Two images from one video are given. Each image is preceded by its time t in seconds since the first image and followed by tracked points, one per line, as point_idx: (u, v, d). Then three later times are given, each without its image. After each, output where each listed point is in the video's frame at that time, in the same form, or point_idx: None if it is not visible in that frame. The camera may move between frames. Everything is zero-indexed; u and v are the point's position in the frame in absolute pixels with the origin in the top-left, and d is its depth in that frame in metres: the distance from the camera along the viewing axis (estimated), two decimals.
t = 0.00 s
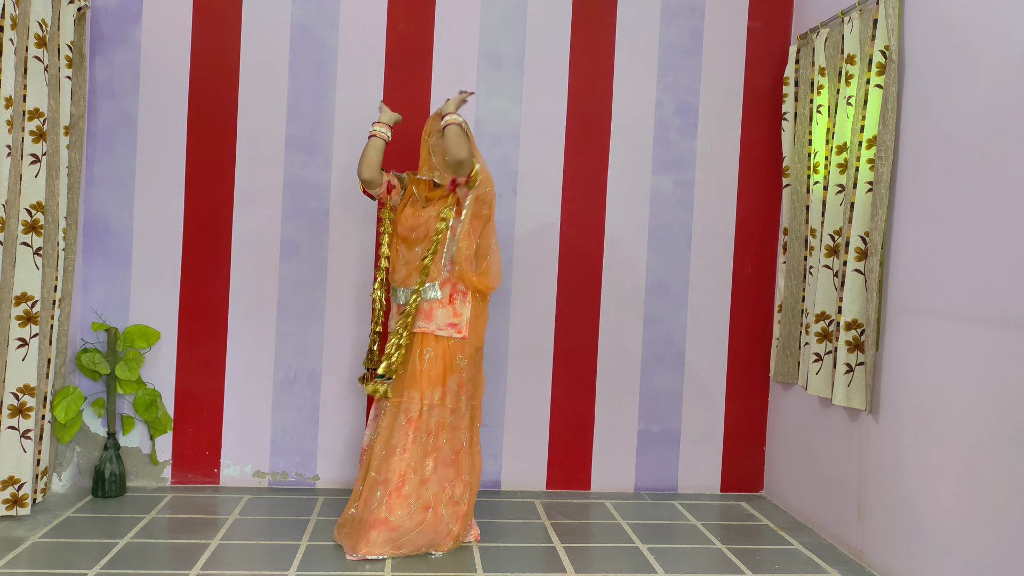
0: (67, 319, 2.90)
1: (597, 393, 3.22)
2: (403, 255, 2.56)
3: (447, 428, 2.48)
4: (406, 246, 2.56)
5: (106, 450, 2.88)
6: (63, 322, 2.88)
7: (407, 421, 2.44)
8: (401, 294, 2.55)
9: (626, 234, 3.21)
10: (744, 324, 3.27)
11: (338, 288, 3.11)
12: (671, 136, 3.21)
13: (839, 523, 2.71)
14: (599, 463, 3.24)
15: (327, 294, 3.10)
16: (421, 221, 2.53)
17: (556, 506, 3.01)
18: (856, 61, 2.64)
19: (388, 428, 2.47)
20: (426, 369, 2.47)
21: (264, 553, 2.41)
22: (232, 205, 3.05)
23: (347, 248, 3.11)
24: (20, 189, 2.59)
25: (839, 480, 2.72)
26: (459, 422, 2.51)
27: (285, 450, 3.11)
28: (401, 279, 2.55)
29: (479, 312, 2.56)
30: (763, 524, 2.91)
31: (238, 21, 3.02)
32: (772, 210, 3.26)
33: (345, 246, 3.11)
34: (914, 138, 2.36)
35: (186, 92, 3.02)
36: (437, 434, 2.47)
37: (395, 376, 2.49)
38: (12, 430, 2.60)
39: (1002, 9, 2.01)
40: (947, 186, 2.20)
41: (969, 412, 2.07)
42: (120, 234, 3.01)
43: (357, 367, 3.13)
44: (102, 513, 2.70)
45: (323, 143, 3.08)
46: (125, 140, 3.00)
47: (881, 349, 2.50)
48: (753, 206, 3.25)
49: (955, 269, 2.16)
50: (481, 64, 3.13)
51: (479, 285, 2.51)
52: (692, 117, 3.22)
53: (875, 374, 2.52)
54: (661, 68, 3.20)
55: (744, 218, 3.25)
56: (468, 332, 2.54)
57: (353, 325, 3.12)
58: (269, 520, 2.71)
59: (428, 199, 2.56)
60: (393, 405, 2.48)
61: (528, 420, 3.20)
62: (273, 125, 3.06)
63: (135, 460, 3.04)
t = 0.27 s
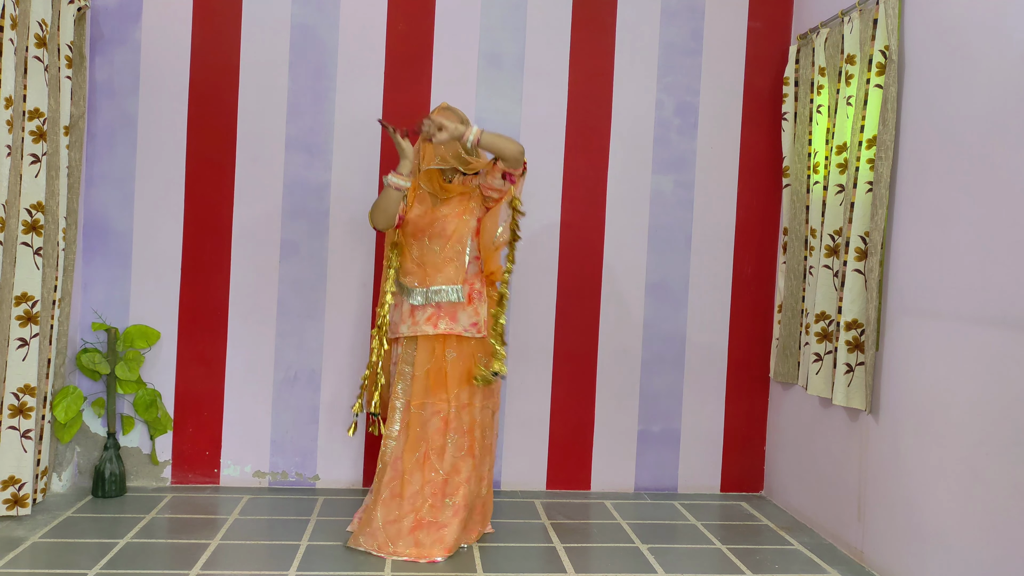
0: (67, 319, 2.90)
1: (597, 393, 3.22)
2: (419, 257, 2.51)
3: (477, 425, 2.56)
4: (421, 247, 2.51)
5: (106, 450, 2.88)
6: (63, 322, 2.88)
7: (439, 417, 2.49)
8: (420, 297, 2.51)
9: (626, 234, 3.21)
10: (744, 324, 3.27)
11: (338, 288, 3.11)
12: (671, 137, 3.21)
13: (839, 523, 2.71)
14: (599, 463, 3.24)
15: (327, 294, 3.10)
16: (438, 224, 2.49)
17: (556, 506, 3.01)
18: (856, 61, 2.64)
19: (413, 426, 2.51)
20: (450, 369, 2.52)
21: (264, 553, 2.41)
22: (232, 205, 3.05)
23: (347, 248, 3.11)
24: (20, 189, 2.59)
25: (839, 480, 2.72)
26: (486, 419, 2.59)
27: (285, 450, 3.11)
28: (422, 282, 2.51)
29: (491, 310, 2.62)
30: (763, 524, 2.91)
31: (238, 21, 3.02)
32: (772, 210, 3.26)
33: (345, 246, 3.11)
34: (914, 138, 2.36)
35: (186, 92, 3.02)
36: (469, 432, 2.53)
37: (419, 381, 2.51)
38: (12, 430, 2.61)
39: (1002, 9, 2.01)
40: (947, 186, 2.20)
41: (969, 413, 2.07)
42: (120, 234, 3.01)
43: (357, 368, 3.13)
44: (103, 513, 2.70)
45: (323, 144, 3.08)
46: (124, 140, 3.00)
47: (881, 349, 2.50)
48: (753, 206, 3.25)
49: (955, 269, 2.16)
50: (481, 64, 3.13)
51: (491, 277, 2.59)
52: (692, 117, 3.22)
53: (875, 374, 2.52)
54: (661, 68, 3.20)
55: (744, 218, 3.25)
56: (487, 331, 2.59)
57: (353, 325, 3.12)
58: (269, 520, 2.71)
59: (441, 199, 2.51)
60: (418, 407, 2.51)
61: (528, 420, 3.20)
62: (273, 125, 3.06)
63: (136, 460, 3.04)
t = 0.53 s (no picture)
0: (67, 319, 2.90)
1: (597, 393, 3.22)
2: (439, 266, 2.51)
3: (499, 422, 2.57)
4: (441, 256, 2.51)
5: (106, 450, 2.88)
6: (63, 322, 2.88)
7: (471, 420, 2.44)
8: (442, 307, 2.49)
9: (626, 234, 3.21)
10: (744, 324, 3.27)
11: (338, 288, 3.11)
12: (671, 137, 3.21)
13: (839, 523, 2.71)
14: (599, 463, 3.24)
15: (327, 294, 3.10)
16: (459, 234, 2.51)
17: (556, 506, 3.01)
18: (856, 61, 2.65)
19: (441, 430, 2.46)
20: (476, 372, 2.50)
21: (264, 553, 2.41)
22: (232, 204, 3.05)
23: (347, 248, 3.11)
24: (20, 189, 2.59)
25: (839, 479, 2.72)
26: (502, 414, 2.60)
27: (285, 450, 3.11)
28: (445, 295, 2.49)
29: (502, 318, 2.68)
30: (763, 524, 2.91)
31: (238, 21, 3.02)
32: (772, 210, 3.26)
33: (345, 246, 3.11)
34: (914, 138, 2.36)
35: (186, 92, 3.02)
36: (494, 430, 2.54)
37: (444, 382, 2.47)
38: (13, 430, 2.60)
39: (1002, 9, 2.01)
40: (947, 186, 2.21)
41: (969, 412, 2.07)
42: (120, 234, 3.01)
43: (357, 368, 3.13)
44: (103, 513, 2.70)
45: (323, 143, 3.08)
46: (124, 140, 3.00)
47: (881, 349, 2.50)
48: (753, 206, 3.25)
49: (955, 269, 2.16)
50: (481, 64, 3.13)
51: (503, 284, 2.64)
52: (692, 117, 3.22)
53: (875, 374, 2.52)
54: (661, 68, 3.20)
55: (744, 217, 3.25)
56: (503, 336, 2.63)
57: (353, 325, 3.12)
58: (269, 520, 2.71)
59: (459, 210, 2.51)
60: (443, 409, 2.46)
61: (528, 420, 3.20)
62: (273, 125, 3.06)
63: (136, 460, 3.04)
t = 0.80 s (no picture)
0: (67, 319, 2.90)
1: (597, 393, 3.22)
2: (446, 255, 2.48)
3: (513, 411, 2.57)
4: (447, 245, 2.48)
5: (106, 450, 2.88)
6: (63, 322, 2.88)
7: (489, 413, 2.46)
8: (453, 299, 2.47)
9: (626, 234, 3.21)
10: (744, 324, 3.27)
11: (338, 288, 3.11)
12: (671, 137, 3.21)
13: (839, 523, 2.71)
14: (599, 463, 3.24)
15: (327, 294, 3.10)
16: (462, 222, 2.49)
17: (556, 506, 3.01)
18: (856, 61, 2.65)
19: (465, 420, 2.45)
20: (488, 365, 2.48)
21: (264, 553, 2.41)
22: (232, 204, 3.05)
23: (347, 248, 3.11)
24: (20, 189, 2.59)
25: (839, 480, 2.73)
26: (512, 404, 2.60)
27: (285, 450, 3.11)
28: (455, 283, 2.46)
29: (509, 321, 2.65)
30: (762, 524, 2.91)
31: (238, 21, 3.02)
32: (772, 210, 3.26)
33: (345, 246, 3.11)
34: (914, 138, 2.36)
35: (186, 92, 3.02)
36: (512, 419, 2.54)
37: (464, 373, 2.44)
38: (13, 430, 2.60)
39: (1002, 10, 2.01)
40: (946, 186, 2.21)
41: (968, 412, 2.08)
42: (120, 234, 3.01)
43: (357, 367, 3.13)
44: (102, 513, 2.70)
45: (323, 143, 3.08)
46: (124, 140, 3.00)
47: (881, 349, 2.50)
48: (753, 206, 3.25)
49: (956, 268, 2.15)
50: (481, 64, 3.13)
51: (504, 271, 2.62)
52: (692, 117, 3.22)
53: (875, 374, 2.52)
54: (661, 68, 3.20)
55: (744, 217, 3.25)
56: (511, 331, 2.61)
57: (353, 325, 3.12)
58: (269, 520, 2.71)
59: (463, 199, 2.51)
60: (463, 399, 2.45)
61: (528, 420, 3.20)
62: (273, 125, 3.06)
63: (136, 460, 3.04)
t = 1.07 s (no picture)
0: (67, 318, 2.90)
1: (597, 393, 3.22)
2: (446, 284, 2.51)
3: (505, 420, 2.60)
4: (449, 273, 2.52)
5: (106, 450, 2.88)
6: (63, 322, 2.88)
7: (480, 417, 2.48)
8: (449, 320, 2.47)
9: (626, 234, 3.21)
10: (744, 324, 3.27)
11: (338, 288, 3.11)
12: (671, 137, 3.21)
13: (839, 523, 2.71)
14: (599, 463, 3.24)
15: (327, 294, 3.10)
16: (465, 249, 2.53)
17: (556, 506, 3.01)
18: (856, 61, 2.64)
19: (458, 431, 2.48)
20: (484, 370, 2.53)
21: (264, 553, 2.41)
22: (232, 204, 3.05)
23: (347, 248, 3.11)
24: (20, 189, 2.59)
25: (839, 480, 2.72)
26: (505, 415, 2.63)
27: (285, 450, 3.11)
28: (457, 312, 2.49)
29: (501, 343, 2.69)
30: (762, 524, 2.91)
31: (238, 21, 3.02)
32: (772, 210, 3.26)
33: (345, 246, 3.11)
34: (914, 138, 2.36)
35: (186, 92, 3.02)
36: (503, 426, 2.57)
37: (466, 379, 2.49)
38: (12, 430, 2.61)
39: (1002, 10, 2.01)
40: (946, 186, 2.21)
41: (968, 413, 2.08)
42: (120, 234, 3.01)
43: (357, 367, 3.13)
44: (102, 513, 2.70)
45: (323, 144, 3.08)
46: (124, 140, 3.00)
47: (881, 349, 2.50)
48: (753, 206, 3.25)
49: (955, 268, 2.15)
50: (481, 64, 3.13)
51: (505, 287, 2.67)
52: (692, 117, 3.22)
53: (875, 374, 2.52)
54: (661, 68, 3.20)
55: (744, 217, 3.25)
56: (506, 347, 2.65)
57: (353, 325, 3.12)
58: (269, 520, 2.71)
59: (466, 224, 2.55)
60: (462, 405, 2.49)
61: (528, 420, 3.20)
62: (273, 125, 3.06)
63: (136, 460, 3.04)
